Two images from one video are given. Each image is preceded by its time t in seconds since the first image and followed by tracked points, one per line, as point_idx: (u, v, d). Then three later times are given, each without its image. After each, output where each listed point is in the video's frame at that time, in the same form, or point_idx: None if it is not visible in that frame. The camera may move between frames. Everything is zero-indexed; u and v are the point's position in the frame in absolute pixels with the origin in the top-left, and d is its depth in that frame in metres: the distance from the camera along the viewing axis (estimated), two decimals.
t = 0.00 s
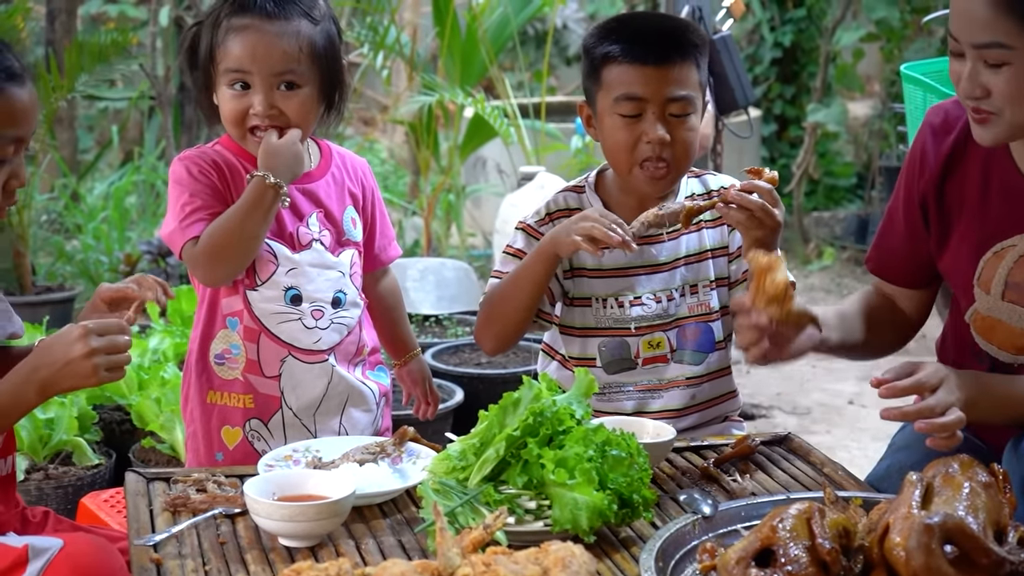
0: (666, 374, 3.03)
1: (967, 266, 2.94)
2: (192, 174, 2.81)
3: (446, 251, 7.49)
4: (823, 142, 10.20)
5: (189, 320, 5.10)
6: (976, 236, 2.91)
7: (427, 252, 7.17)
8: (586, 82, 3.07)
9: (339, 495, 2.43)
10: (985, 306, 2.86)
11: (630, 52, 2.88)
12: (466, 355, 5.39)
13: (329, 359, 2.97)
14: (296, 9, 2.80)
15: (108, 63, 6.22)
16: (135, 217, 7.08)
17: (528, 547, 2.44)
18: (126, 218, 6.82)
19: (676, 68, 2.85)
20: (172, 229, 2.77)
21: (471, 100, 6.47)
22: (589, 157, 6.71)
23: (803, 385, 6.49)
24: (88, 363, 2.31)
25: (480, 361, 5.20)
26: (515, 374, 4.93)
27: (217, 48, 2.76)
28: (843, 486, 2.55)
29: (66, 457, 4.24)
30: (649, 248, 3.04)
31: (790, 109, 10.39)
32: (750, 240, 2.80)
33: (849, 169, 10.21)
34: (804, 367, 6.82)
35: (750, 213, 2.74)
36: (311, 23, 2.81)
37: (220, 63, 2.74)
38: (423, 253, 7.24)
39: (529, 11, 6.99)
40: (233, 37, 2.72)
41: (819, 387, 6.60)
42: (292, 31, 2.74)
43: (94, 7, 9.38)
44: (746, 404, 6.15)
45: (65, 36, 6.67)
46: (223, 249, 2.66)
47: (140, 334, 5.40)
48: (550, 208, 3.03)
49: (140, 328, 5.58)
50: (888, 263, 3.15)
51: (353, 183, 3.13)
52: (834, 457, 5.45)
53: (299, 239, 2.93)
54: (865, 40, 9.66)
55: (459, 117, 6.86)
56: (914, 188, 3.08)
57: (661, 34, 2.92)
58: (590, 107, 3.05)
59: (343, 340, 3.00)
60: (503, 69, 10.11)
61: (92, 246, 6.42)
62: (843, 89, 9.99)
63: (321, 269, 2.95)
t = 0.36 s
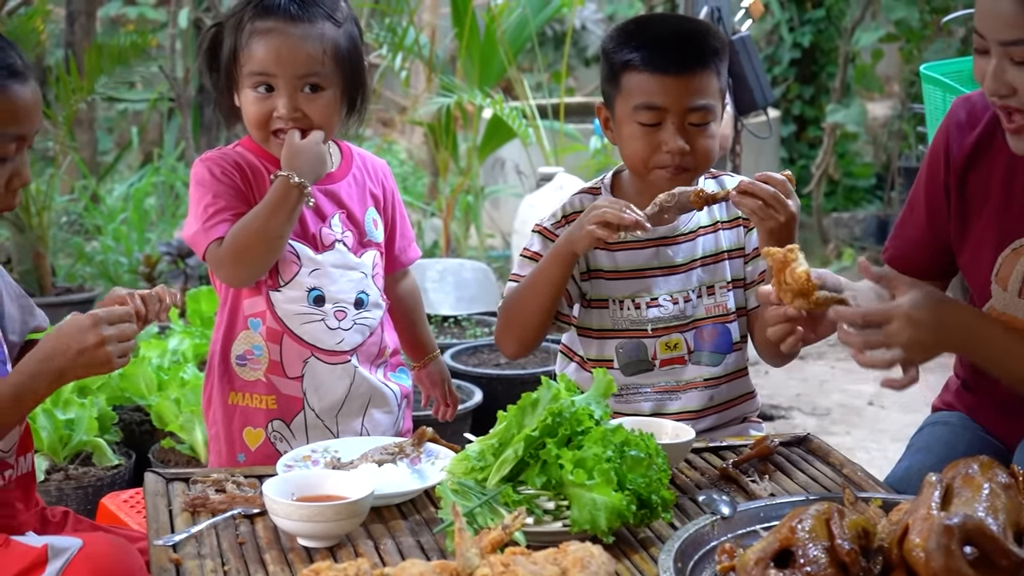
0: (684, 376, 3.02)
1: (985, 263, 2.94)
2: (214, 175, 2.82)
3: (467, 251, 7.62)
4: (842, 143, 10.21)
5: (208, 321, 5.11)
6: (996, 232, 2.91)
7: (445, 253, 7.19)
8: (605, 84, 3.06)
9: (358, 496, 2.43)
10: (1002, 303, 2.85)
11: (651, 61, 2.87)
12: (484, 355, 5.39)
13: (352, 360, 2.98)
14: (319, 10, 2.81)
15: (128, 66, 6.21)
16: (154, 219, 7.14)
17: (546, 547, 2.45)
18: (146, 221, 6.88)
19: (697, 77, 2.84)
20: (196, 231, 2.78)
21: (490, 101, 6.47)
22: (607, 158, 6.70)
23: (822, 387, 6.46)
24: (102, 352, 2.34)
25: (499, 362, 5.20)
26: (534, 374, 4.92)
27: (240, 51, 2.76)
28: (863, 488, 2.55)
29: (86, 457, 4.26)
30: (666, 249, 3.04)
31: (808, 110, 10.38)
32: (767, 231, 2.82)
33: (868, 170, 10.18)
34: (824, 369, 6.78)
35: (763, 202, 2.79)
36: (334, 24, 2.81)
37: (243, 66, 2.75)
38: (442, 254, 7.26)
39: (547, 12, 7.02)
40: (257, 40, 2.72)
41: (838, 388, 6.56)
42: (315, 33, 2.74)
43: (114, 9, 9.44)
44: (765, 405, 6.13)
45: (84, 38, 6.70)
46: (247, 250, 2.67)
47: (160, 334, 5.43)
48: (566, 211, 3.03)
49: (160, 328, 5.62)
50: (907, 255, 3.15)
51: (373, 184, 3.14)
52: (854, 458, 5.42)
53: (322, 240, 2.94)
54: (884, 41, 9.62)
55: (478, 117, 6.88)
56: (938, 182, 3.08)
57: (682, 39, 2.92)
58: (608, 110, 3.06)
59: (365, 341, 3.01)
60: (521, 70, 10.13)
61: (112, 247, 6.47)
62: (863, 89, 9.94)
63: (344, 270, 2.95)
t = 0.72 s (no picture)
0: (707, 373, 3.03)
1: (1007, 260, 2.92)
2: (244, 173, 2.83)
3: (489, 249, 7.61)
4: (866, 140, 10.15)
5: (231, 319, 5.23)
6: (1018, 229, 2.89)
7: (469, 250, 7.21)
8: (630, 90, 3.07)
9: (381, 493, 2.44)
10: None
11: (677, 67, 2.87)
12: (507, 353, 5.39)
13: (383, 356, 2.98)
14: (347, 9, 2.82)
15: (152, 64, 6.43)
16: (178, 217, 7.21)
17: (569, 544, 2.45)
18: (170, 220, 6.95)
19: (723, 82, 2.84)
20: (227, 230, 2.79)
21: (513, 98, 6.48)
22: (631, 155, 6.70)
23: (846, 384, 6.43)
24: (35, 269, 2.29)
25: (523, 359, 5.20)
26: (557, 371, 4.92)
27: (269, 50, 2.77)
28: (887, 485, 2.54)
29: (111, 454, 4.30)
30: (689, 246, 3.04)
31: (832, 107, 10.31)
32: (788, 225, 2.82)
33: (892, 167, 10.09)
34: (848, 367, 6.75)
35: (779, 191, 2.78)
36: (362, 22, 2.82)
37: (272, 64, 2.75)
38: (465, 251, 7.29)
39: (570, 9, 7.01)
40: (286, 39, 2.73)
41: (862, 385, 6.52)
42: (344, 31, 2.75)
43: (139, 8, 9.57)
44: (790, 403, 6.10)
45: (108, 36, 6.76)
46: (280, 246, 2.67)
47: (184, 331, 5.48)
48: (588, 209, 3.03)
49: (185, 326, 5.66)
50: (920, 249, 3.14)
51: (402, 180, 3.14)
52: (878, 455, 5.40)
53: (353, 237, 2.94)
54: (908, 38, 9.60)
55: (501, 115, 6.91)
56: (956, 177, 3.06)
57: (708, 43, 2.92)
58: (632, 115, 3.06)
59: (396, 337, 3.01)
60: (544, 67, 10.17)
61: (136, 245, 6.54)
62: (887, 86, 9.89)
63: (375, 267, 2.96)
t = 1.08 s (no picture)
0: (730, 371, 3.03)
1: None
2: (273, 167, 2.84)
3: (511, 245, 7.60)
4: (889, 135, 10.11)
5: (254, 312, 5.21)
6: None
7: (491, 245, 7.25)
8: (649, 94, 3.06)
9: (404, 487, 2.44)
10: None
11: (694, 74, 2.86)
12: (528, 348, 5.40)
13: (411, 350, 2.97)
14: (374, 3, 2.82)
15: (174, 58, 6.42)
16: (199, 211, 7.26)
17: (592, 539, 2.45)
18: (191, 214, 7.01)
19: (742, 83, 2.83)
20: (256, 224, 2.80)
21: (535, 93, 6.51)
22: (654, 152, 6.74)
23: (869, 380, 6.42)
24: (67, 248, 2.38)
25: (544, 354, 5.21)
26: (580, 366, 4.92)
27: (298, 45, 2.77)
28: (911, 481, 2.53)
29: (134, 447, 4.34)
30: (713, 243, 3.03)
31: (855, 102, 10.30)
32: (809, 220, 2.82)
33: (914, 161, 10.04)
34: (870, 362, 6.74)
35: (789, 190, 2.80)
36: (389, 15, 2.83)
37: (301, 60, 2.76)
38: (488, 246, 7.33)
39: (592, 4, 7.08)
40: (315, 34, 2.73)
41: (884, 381, 6.51)
42: (372, 25, 2.75)
43: (161, 3, 9.65)
44: (811, 398, 6.09)
45: (131, 31, 6.80)
46: (309, 240, 2.68)
47: (206, 324, 5.51)
48: (611, 206, 3.04)
49: (208, 319, 5.70)
50: (946, 249, 3.13)
51: (430, 175, 3.14)
52: (900, 450, 5.40)
53: (382, 231, 2.95)
54: (931, 32, 9.58)
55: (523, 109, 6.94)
56: (982, 177, 3.05)
57: (726, 44, 2.91)
58: (654, 120, 3.07)
59: (425, 331, 3.00)
60: (566, 62, 10.21)
61: (158, 239, 6.60)
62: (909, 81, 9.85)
63: (404, 260, 2.96)
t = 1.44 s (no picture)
0: (748, 371, 3.02)
1: None
2: (297, 163, 2.85)
3: (528, 240, 7.79)
4: (907, 132, 10.09)
5: (273, 307, 5.20)
6: None
7: (509, 242, 7.32)
8: (668, 92, 3.05)
9: (423, 483, 2.44)
10: None
11: (713, 76, 2.84)
12: (545, 345, 5.39)
13: (434, 348, 2.98)
14: None
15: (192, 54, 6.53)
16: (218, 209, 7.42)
17: (612, 535, 2.45)
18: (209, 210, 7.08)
19: (760, 88, 2.81)
20: (281, 220, 2.80)
21: (553, 90, 6.57)
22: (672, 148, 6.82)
23: (886, 378, 6.41)
24: (97, 244, 2.40)
25: (562, 350, 5.22)
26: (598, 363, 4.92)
27: (327, 42, 2.77)
28: (930, 480, 2.52)
29: (152, 443, 4.36)
30: (731, 242, 3.03)
31: (873, 99, 10.31)
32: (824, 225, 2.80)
33: (933, 158, 9.99)
34: (888, 360, 6.73)
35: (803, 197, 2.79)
36: (419, 13, 2.82)
37: (330, 57, 2.76)
38: (506, 243, 7.42)
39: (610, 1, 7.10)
40: (345, 31, 2.73)
41: (902, 379, 6.50)
42: (402, 22, 2.75)
43: None
44: (829, 395, 6.08)
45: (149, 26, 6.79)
46: (336, 235, 2.70)
47: (225, 320, 5.53)
48: (628, 206, 3.03)
49: (227, 315, 5.74)
50: (964, 255, 3.13)
51: (452, 173, 3.14)
52: (917, 448, 5.39)
53: (405, 228, 2.95)
54: (950, 29, 9.55)
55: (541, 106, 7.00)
56: (997, 182, 3.05)
57: (750, 44, 2.90)
58: (671, 114, 3.06)
59: (447, 329, 3.01)
60: (584, 59, 10.23)
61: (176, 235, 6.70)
62: (928, 79, 9.82)
63: (427, 258, 2.96)
